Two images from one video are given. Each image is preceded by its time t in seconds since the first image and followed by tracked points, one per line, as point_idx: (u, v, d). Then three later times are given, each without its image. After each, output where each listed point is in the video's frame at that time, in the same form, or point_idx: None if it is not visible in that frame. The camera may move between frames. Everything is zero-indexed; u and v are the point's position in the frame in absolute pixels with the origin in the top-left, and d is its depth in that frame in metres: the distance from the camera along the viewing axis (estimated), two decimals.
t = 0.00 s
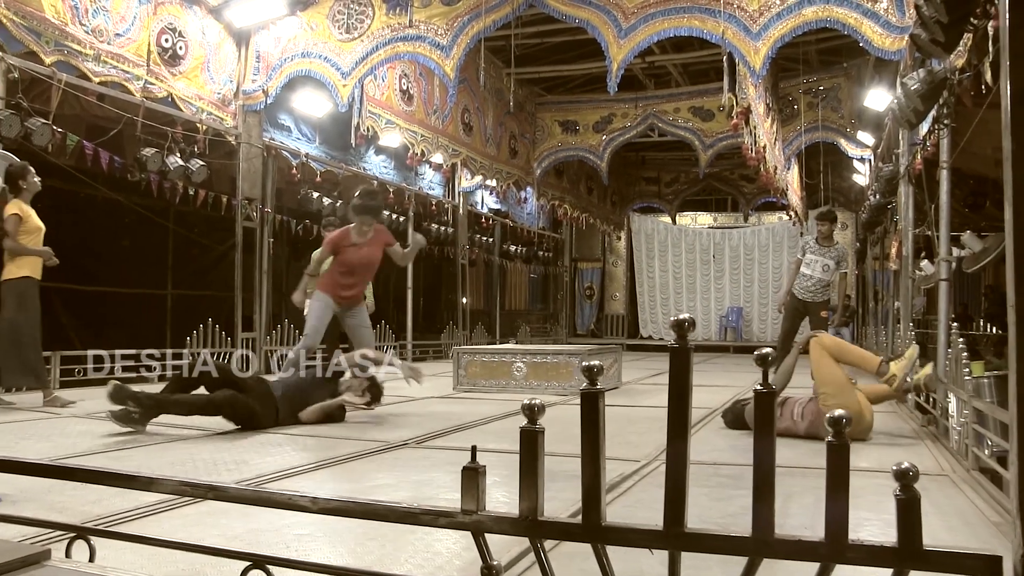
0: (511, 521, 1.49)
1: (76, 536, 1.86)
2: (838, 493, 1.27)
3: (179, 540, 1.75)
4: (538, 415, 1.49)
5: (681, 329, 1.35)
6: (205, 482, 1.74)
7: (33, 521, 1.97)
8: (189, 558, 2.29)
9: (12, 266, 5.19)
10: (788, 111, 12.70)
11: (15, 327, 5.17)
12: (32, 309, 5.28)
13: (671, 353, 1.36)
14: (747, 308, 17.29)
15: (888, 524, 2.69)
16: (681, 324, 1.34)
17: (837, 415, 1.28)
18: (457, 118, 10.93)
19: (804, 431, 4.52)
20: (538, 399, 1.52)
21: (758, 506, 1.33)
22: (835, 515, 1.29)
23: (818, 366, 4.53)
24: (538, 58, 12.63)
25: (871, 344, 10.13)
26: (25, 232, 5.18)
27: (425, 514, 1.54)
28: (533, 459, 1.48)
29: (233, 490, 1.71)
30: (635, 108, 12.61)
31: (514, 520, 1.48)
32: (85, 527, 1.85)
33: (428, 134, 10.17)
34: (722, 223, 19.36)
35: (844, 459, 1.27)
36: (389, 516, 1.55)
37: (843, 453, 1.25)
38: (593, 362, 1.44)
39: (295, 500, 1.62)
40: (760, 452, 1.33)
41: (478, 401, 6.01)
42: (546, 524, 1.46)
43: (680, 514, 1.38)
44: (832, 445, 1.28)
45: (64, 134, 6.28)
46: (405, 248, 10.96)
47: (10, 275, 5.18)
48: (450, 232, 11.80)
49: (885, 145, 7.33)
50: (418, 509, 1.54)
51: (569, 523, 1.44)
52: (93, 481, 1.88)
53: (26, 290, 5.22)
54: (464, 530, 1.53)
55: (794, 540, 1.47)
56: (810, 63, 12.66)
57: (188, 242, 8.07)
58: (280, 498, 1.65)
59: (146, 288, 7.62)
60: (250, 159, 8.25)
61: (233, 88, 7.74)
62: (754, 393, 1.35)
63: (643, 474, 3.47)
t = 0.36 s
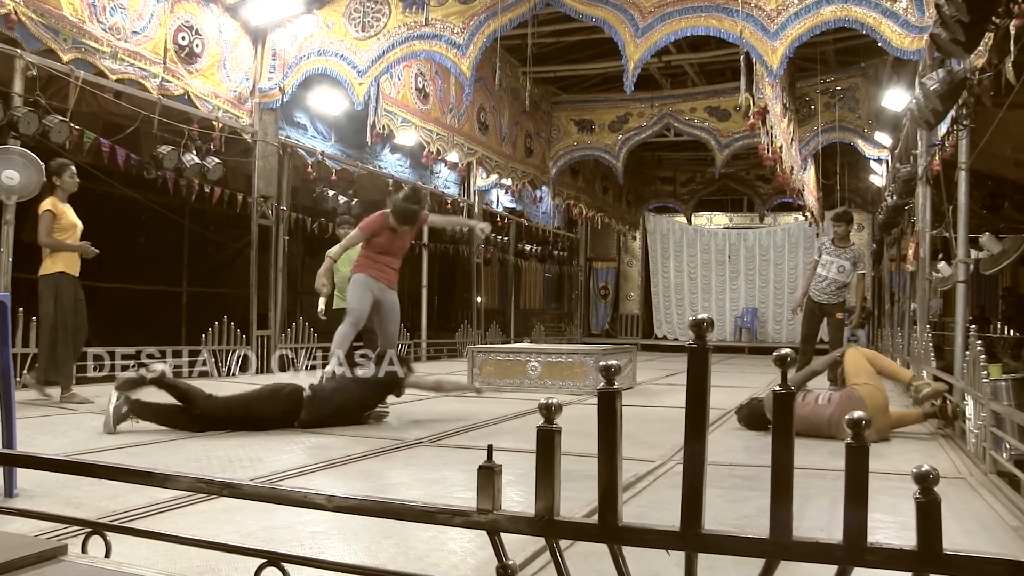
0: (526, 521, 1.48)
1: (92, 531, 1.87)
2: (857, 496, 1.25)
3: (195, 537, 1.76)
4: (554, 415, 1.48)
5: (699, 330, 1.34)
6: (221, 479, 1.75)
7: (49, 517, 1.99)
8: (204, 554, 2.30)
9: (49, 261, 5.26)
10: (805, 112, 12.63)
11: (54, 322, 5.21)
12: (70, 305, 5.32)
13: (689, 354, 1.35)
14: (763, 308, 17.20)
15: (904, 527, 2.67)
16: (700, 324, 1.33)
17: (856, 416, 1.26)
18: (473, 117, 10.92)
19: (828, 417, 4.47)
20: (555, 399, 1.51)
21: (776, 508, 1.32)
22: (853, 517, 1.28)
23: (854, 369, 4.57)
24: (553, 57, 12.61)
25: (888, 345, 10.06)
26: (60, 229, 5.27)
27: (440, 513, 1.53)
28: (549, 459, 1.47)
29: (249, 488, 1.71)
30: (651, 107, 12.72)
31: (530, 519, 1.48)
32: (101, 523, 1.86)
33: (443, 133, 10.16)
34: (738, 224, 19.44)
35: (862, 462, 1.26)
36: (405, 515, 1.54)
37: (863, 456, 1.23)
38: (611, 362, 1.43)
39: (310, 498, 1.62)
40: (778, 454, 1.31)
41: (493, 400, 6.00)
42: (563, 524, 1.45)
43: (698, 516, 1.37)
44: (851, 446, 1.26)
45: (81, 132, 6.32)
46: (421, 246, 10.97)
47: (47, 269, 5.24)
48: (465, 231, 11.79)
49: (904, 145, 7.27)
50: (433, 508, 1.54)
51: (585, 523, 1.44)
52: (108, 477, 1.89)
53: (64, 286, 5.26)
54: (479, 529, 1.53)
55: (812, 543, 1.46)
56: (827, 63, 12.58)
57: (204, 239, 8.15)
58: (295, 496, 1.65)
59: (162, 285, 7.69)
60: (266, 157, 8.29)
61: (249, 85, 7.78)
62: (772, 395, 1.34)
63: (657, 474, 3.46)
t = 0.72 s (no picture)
0: (535, 522, 1.48)
1: (98, 531, 1.87)
2: (867, 500, 1.25)
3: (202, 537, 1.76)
4: (564, 416, 1.47)
5: (710, 331, 1.33)
6: (228, 479, 1.75)
7: (55, 516, 1.99)
8: (210, 554, 2.30)
9: (65, 258, 5.27)
10: (814, 114, 12.61)
11: (69, 320, 5.22)
12: (85, 303, 5.32)
13: (699, 356, 1.34)
14: (771, 311, 17.18)
15: (912, 530, 2.65)
16: (710, 326, 1.33)
17: (865, 419, 1.26)
18: (483, 117, 10.92)
19: (838, 419, 4.47)
20: (564, 400, 1.50)
21: (785, 511, 1.31)
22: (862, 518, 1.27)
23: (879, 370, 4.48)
24: (564, 58, 12.61)
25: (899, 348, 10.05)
26: (77, 227, 5.29)
27: (449, 514, 1.53)
28: (558, 460, 1.46)
29: (256, 488, 1.71)
30: (662, 108, 12.63)
31: (539, 521, 1.47)
32: (106, 523, 1.86)
33: (454, 133, 10.17)
34: (747, 226, 19.42)
35: (872, 467, 1.25)
36: (413, 516, 1.54)
37: (872, 458, 1.23)
38: (620, 364, 1.42)
39: (317, 498, 1.62)
40: (788, 457, 1.31)
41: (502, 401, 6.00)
42: (571, 526, 1.44)
43: (707, 518, 1.36)
44: (860, 449, 1.25)
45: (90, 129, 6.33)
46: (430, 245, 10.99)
47: (62, 266, 5.25)
48: (474, 232, 11.79)
49: (914, 148, 7.26)
50: (442, 510, 1.53)
51: (594, 525, 1.43)
52: (115, 476, 1.89)
53: (79, 284, 5.26)
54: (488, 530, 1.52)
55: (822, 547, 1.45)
56: (838, 66, 12.56)
57: (212, 238, 8.18)
58: (302, 496, 1.64)
59: (169, 283, 7.76)
60: (276, 156, 8.17)
61: (260, 84, 7.80)
62: (782, 398, 1.33)
63: (665, 476, 3.45)
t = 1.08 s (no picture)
0: (533, 527, 1.48)
1: (94, 535, 1.87)
2: (866, 505, 1.25)
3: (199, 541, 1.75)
4: (562, 422, 1.48)
5: (709, 337, 1.34)
6: (226, 484, 1.74)
7: (50, 520, 1.98)
8: (206, 558, 2.29)
9: (70, 259, 5.28)
10: (813, 120, 12.65)
11: (71, 322, 5.22)
12: (89, 304, 5.35)
13: (699, 361, 1.35)
14: (769, 315, 17.22)
15: (909, 536, 2.66)
16: (709, 332, 1.33)
17: (864, 426, 1.26)
18: (483, 121, 10.94)
19: (838, 429, 4.52)
20: (563, 406, 1.51)
21: (783, 517, 1.31)
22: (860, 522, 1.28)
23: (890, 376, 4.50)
24: (564, 63, 12.64)
25: (895, 353, 10.09)
26: (81, 227, 5.25)
27: (447, 519, 1.52)
28: (557, 466, 1.47)
29: (254, 492, 1.70)
30: (662, 113, 12.75)
31: (537, 526, 1.47)
32: (103, 527, 1.85)
33: (453, 136, 10.20)
34: (745, 230, 19.45)
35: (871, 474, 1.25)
36: (412, 521, 1.53)
37: (871, 465, 1.24)
38: (619, 369, 1.42)
39: (316, 503, 1.61)
40: (787, 464, 1.31)
41: (501, 405, 6.01)
42: (570, 532, 1.45)
43: (706, 524, 1.36)
44: (859, 456, 1.26)
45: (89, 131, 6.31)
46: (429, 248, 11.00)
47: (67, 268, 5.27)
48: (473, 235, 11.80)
49: (912, 155, 7.30)
50: (441, 515, 1.53)
51: (593, 530, 1.43)
52: (112, 480, 1.88)
53: (83, 285, 5.29)
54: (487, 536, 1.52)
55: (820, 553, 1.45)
56: (836, 71, 12.61)
57: (210, 239, 8.18)
58: (301, 500, 1.64)
59: (167, 284, 7.75)
60: (275, 157, 8.30)
61: (259, 86, 7.74)
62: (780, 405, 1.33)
63: (663, 480, 3.46)
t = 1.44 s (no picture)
0: (528, 533, 1.47)
1: (86, 541, 1.85)
2: (861, 509, 1.26)
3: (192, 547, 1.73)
4: (558, 427, 1.47)
5: (704, 343, 1.34)
6: (219, 489, 1.73)
7: (42, 526, 1.96)
8: (200, 564, 2.28)
9: (68, 264, 5.25)
10: (806, 124, 12.70)
11: (67, 327, 5.20)
12: (88, 310, 5.32)
13: (693, 367, 1.35)
14: (762, 319, 17.26)
15: (903, 540, 2.66)
16: (704, 338, 1.34)
17: (859, 431, 1.26)
18: (476, 125, 10.96)
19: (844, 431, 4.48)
20: (558, 411, 1.51)
21: (779, 521, 1.31)
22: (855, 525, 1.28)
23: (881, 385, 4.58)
24: (557, 67, 12.67)
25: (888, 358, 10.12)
26: (79, 232, 5.25)
27: (441, 525, 1.51)
28: (552, 472, 1.45)
29: (248, 498, 1.69)
30: (655, 117, 12.78)
31: (532, 532, 1.46)
32: (96, 533, 1.84)
33: (447, 140, 10.21)
34: (739, 234, 19.48)
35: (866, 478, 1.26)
36: (406, 527, 1.52)
37: (866, 469, 1.25)
38: (615, 375, 1.41)
39: (310, 509, 1.59)
40: (782, 468, 1.31)
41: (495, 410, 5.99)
42: (566, 537, 1.43)
43: (701, 530, 1.35)
44: (854, 461, 1.27)
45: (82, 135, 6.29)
46: (422, 253, 10.99)
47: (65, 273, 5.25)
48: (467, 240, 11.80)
49: (904, 160, 7.33)
50: (435, 520, 1.52)
51: (588, 536, 1.42)
52: (104, 486, 1.87)
53: (82, 291, 5.26)
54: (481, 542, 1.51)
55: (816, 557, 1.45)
56: (829, 76, 12.66)
57: (204, 244, 8.16)
58: (294, 506, 1.63)
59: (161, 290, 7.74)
60: (269, 162, 8.18)
61: (253, 91, 7.75)
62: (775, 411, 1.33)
63: (657, 485, 3.45)
